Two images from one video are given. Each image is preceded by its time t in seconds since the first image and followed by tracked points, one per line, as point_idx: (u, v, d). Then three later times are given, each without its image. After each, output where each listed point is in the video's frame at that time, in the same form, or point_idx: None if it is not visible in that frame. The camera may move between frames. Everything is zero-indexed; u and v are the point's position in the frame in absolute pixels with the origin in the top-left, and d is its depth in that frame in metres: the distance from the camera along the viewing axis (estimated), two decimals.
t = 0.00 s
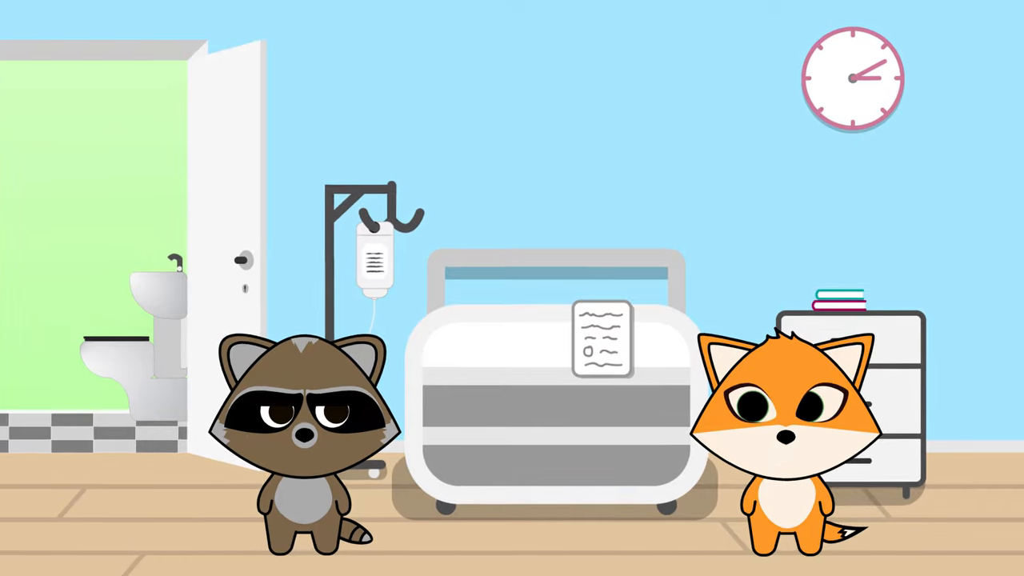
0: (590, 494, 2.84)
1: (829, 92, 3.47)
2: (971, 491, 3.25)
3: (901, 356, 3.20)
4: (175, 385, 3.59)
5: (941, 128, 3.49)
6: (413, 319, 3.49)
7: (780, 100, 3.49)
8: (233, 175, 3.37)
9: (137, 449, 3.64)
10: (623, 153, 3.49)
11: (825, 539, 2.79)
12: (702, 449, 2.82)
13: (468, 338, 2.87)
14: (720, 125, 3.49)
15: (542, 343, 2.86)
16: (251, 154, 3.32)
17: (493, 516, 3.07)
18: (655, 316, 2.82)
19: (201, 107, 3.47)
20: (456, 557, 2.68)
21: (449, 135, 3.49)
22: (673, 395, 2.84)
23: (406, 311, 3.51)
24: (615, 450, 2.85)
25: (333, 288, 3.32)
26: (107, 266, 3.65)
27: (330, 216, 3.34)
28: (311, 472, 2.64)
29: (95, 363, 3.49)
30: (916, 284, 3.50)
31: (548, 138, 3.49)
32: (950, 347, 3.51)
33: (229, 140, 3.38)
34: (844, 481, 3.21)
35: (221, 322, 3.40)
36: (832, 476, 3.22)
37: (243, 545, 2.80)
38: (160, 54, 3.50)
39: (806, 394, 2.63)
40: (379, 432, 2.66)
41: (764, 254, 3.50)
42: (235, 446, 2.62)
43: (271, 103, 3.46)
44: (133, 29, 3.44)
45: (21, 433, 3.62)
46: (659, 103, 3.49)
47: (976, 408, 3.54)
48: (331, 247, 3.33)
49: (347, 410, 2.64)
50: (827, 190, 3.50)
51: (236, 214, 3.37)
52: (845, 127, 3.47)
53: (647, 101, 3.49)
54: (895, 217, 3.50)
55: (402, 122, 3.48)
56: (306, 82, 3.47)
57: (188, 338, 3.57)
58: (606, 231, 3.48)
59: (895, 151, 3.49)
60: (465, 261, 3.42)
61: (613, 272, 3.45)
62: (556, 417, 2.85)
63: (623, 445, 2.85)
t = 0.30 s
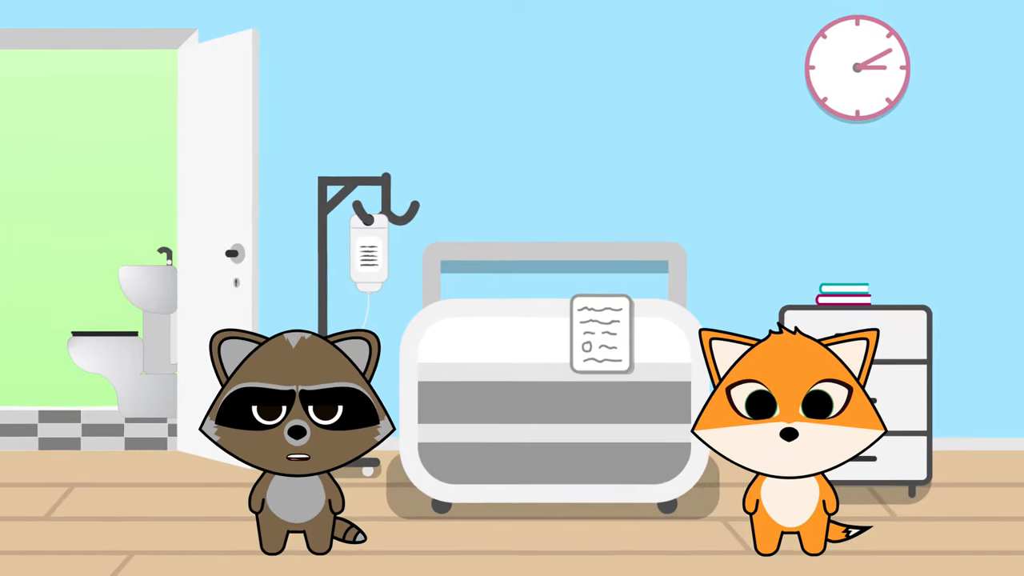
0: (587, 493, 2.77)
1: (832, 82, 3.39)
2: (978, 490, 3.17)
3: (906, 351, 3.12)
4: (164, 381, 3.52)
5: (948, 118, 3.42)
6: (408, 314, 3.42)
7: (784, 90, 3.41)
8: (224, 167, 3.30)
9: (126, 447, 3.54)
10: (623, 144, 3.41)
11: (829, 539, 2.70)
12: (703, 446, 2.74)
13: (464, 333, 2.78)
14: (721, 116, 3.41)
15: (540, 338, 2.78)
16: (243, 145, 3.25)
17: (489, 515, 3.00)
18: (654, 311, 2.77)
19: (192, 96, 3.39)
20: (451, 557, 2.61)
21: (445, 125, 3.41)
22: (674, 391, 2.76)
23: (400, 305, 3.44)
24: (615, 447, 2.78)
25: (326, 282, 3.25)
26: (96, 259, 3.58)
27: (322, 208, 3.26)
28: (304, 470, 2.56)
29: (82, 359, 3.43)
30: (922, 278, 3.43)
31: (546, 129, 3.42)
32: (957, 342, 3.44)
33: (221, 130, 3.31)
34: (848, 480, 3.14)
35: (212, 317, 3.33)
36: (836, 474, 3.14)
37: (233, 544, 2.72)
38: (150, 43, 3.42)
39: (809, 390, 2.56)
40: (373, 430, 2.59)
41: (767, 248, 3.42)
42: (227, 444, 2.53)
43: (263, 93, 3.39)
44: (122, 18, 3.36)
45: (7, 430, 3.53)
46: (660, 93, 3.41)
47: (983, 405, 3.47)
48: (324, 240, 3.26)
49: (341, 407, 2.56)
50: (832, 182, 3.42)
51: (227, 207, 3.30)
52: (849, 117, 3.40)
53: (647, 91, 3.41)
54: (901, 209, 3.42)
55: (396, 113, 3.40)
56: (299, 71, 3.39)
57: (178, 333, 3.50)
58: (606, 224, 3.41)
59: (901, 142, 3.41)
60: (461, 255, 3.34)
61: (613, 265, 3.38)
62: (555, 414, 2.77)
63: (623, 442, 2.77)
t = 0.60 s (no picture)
0: (590, 492, 2.69)
1: (836, 71, 3.32)
2: (985, 488, 3.10)
3: (912, 347, 3.05)
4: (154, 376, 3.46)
5: (953, 108, 3.34)
6: (403, 308, 3.35)
7: (786, 79, 3.34)
8: (215, 158, 3.23)
9: (114, 444, 3.47)
10: (622, 135, 3.34)
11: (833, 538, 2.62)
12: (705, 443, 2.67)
13: (458, 328, 2.71)
14: (723, 106, 3.34)
15: (537, 333, 2.71)
16: (234, 135, 3.18)
17: (486, 513, 2.92)
18: (654, 306, 2.68)
19: (182, 86, 3.32)
20: (446, 557, 2.53)
21: (440, 116, 3.34)
22: (675, 387, 2.69)
23: (394, 300, 3.37)
24: (614, 445, 2.71)
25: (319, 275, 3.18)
26: (86, 253, 3.51)
27: (315, 200, 3.20)
28: (297, 468, 2.50)
29: (70, 354, 3.36)
30: (927, 271, 3.35)
31: (543, 120, 3.35)
32: (963, 337, 3.36)
33: (211, 120, 3.23)
34: (853, 478, 3.06)
35: (203, 311, 3.26)
36: (840, 472, 3.07)
37: (223, 543, 2.65)
38: (140, 32, 3.35)
39: (813, 386, 2.49)
40: (366, 426, 2.51)
41: (769, 241, 3.35)
42: (217, 441, 2.47)
43: (255, 83, 3.31)
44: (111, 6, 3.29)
45: None
46: (660, 82, 3.34)
47: (989, 401, 3.39)
48: (316, 232, 3.19)
49: (334, 403, 2.49)
50: (835, 173, 3.35)
51: (218, 199, 3.23)
52: (853, 107, 3.33)
53: (647, 81, 3.34)
54: (905, 202, 3.35)
55: (390, 103, 3.33)
56: (291, 60, 3.32)
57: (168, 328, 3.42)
58: (604, 216, 3.34)
59: (906, 132, 3.34)
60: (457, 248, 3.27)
61: (612, 259, 3.30)
62: (553, 410, 2.70)
63: (623, 439, 2.70)
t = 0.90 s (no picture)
0: (587, 490, 2.64)
1: (840, 60, 3.25)
2: (992, 486, 3.03)
3: (917, 342, 2.98)
4: (144, 372, 3.39)
5: (960, 98, 3.27)
6: (397, 303, 3.28)
7: (789, 68, 3.27)
8: (205, 149, 3.16)
9: (103, 441, 3.40)
10: (621, 125, 3.27)
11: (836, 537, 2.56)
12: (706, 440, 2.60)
13: (454, 323, 2.64)
14: (724, 96, 3.27)
15: (535, 328, 2.64)
16: (225, 126, 3.10)
17: (482, 512, 2.85)
18: (654, 300, 2.62)
19: (172, 76, 3.25)
20: (441, 556, 2.46)
21: (435, 106, 3.27)
22: (675, 383, 2.62)
23: (388, 294, 3.30)
24: (614, 442, 2.64)
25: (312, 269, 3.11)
26: (76, 245, 3.44)
27: (308, 192, 3.13)
28: (290, 466, 2.43)
29: (55, 349, 3.29)
30: (933, 265, 3.28)
31: (541, 110, 3.27)
32: (969, 332, 3.29)
33: (202, 110, 3.16)
34: (857, 475, 3.00)
35: (193, 305, 3.19)
36: (844, 470, 3.00)
37: (213, 543, 2.58)
38: (129, 20, 3.28)
39: (816, 382, 2.42)
40: (360, 423, 2.44)
41: (772, 234, 3.28)
42: (207, 438, 2.40)
43: (247, 73, 3.24)
44: None
45: None
46: (660, 71, 3.27)
47: (996, 397, 3.32)
48: (309, 225, 3.12)
49: (327, 399, 2.42)
50: (839, 165, 3.28)
51: (209, 190, 3.16)
52: (858, 97, 3.26)
53: (647, 70, 3.27)
54: (911, 194, 3.28)
55: (385, 93, 3.26)
56: (283, 49, 3.25)
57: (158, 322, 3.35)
58: (604, 208, 3.27)
59: (911, 123, 3.27)
60: (453, 241, 3.20)
61: (611, 252, 3.23)
62: (551, 407, 2.63)
63: (623, 436, 2.63)
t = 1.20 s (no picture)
0: (587, 488, 2.56)
1: (844, 49, 3.19)
2: (1000, 484, 2.96)
3: (923, 336, 2.92)
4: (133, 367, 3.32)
5: (966, 88, 3.21)
6: (392, 297, 3.21)
7: (792, 57, 3.20)
8: (196, 139, 3.10)
9: (92, 438, 3.32)
10: (620, 116, 3.21)
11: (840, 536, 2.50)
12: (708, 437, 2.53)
13: (450, 318, 2.58)
14: (726, 86, 3.20)
15: (531, 323, 2.58)
16: (215, 116, 3.05)
17: (478, 511, 2.79)
18: (654, 293, 2.54)
19: (162, 66, 3.18)
20: (436, 556, 2.40)
21: (430, 96, 3.20)
22: (675, 379, 2.56)
23: (382, 287, 3.23)
24: (614, 439, 2.56)
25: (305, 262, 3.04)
26: (65, 238, 3.38)
27: (301, 183, 3.07)
28: (283, 464, 2.36)
29: (43, 345, 3.23)
30: (938, 258, 3.22)
31: (538, 100, 3.21)
32: (976, 326, 3.23)
33: (192, 100, 3.10)
34: (862, 473, 2.93)
35: (184, 300, 3.12)
36: (848, 468, 2.93)
37: (203, 542, 2.51)
38: (119, 8, 3.22)
39: (820, 378, 2.35)
40: (354, 420, 2.37)
41: (774, 227, 3.22)
42: (198, 435, 2.33)
43: (238, 62, 3.18)
44: None
45: None
46: (660, 59, 3.20)
47: (1003, 394, 3.26)
48: (302, 217, 3.05)
49: (320, 395, 2.35)
50: (843, 156, 3.21)
51: (200, 182, 3.10)
52: (862, 87, 3.19)
53: (647, 59, 3.20)
54: (916, 186, 3.21)
55: (379, 82, 3.19)
56: (275, 38, 3.18)
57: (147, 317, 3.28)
58: (602, 201, 3.20)
59: (916, 113, 3.20)
60: (449, 233, 3.13)
61: (610, 245, 3.17)
62: (549, 403, 2.56)
63: (623, 433, 2.56)
